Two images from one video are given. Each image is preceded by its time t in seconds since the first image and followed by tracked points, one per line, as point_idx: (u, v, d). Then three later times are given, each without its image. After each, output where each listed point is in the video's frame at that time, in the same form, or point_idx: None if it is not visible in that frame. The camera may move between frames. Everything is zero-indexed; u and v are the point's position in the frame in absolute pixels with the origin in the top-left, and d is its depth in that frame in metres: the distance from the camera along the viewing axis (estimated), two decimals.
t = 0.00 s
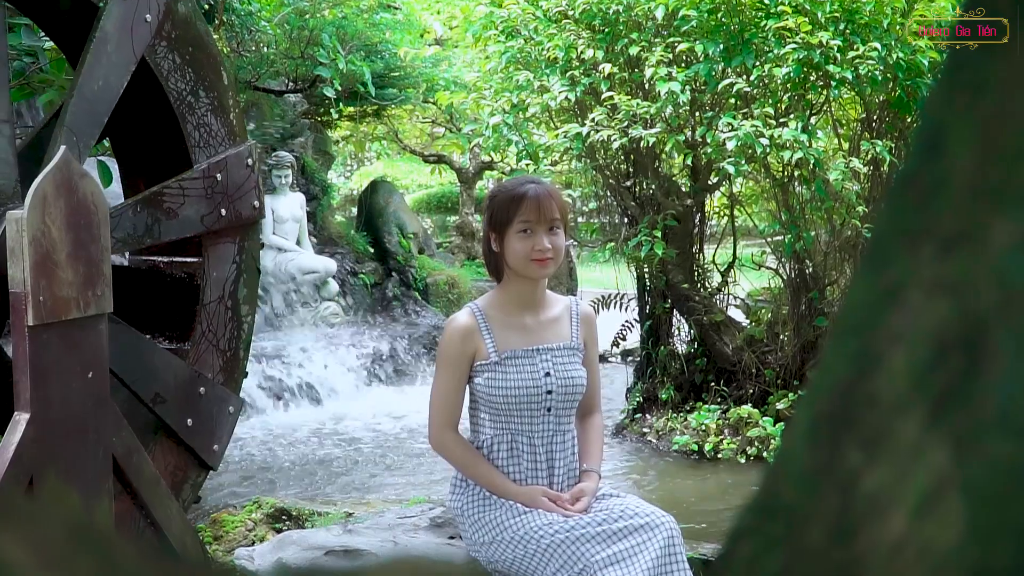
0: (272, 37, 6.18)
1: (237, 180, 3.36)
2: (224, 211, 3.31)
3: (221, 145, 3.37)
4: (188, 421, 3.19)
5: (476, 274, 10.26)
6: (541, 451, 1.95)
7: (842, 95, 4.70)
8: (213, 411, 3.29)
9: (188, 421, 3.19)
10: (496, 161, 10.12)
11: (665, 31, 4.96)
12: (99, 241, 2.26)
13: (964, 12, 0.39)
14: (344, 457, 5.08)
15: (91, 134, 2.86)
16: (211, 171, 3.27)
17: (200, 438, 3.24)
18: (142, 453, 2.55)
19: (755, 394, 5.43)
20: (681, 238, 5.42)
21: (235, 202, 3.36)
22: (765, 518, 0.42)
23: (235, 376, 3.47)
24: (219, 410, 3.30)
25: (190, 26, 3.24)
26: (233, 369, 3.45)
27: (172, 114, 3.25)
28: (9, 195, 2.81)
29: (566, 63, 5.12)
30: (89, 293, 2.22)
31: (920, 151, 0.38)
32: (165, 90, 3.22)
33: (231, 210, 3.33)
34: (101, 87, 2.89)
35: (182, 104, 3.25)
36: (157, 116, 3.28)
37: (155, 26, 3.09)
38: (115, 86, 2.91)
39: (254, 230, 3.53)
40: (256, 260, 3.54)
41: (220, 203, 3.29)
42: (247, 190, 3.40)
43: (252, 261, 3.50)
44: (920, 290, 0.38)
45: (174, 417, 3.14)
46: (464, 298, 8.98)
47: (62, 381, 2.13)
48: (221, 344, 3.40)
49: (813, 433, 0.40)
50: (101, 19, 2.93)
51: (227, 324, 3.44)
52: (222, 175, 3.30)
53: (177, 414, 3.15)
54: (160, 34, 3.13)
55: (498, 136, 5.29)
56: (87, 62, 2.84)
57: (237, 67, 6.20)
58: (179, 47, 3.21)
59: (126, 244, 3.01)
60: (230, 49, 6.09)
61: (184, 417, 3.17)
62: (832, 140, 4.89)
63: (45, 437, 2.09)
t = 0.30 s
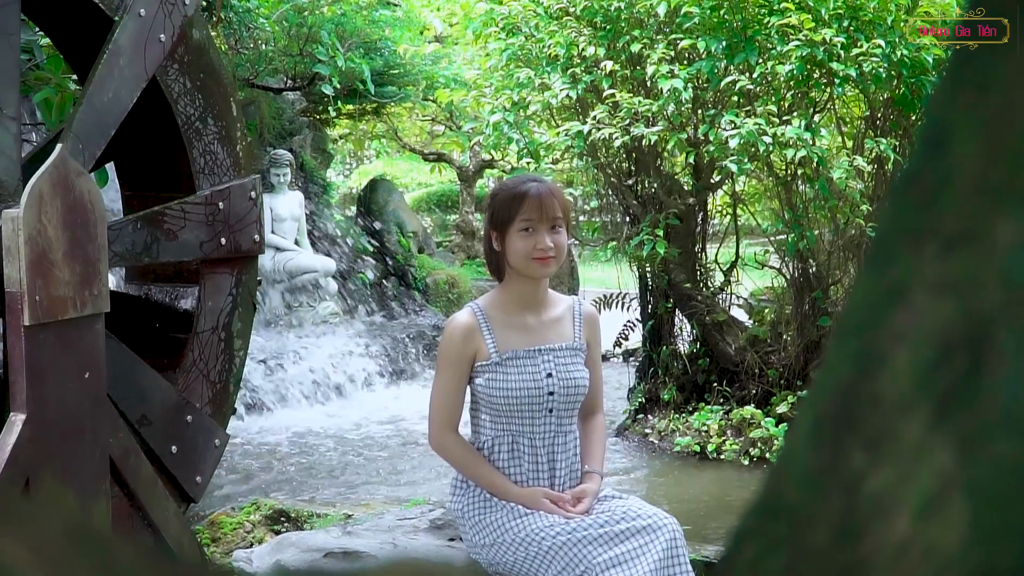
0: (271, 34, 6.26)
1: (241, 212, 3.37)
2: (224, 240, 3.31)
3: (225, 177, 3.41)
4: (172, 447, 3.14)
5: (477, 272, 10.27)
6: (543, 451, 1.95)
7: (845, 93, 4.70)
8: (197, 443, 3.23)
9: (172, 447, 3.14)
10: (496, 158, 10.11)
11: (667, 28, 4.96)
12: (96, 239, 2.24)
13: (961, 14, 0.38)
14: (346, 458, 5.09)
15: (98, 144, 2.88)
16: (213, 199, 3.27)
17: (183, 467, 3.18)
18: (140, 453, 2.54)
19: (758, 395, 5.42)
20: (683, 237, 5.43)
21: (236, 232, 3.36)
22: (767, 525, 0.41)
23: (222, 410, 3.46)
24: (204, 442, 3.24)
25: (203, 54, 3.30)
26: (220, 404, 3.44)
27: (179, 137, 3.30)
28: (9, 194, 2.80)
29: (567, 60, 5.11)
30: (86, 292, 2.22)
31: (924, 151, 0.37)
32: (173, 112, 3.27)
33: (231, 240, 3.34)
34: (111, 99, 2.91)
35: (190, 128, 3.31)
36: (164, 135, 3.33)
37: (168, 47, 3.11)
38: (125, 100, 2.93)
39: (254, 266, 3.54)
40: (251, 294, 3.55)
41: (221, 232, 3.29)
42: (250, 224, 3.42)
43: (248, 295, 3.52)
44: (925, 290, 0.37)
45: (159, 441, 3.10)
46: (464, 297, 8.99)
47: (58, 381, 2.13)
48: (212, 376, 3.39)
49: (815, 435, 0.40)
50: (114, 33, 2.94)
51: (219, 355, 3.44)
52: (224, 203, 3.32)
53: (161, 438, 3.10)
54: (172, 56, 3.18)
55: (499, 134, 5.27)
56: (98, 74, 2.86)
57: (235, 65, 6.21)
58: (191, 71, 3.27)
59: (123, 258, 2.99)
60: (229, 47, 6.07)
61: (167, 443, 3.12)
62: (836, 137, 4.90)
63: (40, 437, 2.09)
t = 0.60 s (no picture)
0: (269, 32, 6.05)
1: (240, 240, 3.39)
2: (221, 266, 3.34)
3: (226, 204, 3.40)
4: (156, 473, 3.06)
5: (477, 272, 10.28)
6: (544, 453, 1.95)
7: (849, 91, 4.70)
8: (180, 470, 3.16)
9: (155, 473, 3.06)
10: (496, 157, 10.10)
11: (669, 25, 4.95)
12: (92, 237, 2.25)
13: (966, 14, 0.40)
14: (347, 460, 5.08)
15: (101, 154, 2.94)
16: (212, 224, 3.30)
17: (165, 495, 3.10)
18: (136, 453, 2.55)
19: (761, 395, 5.40)
20: (685, 236, 5.44)
21: (234, 260, 3.39)
22: (772, 528, 0.42)
23: (210, 440, 3.41)
24: (188, 471, 3.18)
25: (213, 79, 3.33)
26: (208, 433, 3.39)
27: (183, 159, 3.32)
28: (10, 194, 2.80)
29: (568, 58, 5.10)
30: (82, 292, 2.22)
31: (931, 149, 0.38)
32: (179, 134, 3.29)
33: (229, 267, 3.36)
34: (117, 111, 2.96)
35: (194, 151, 3.33)
36: (168, 156, 3.35)
37: (177, 67, 3.17)
38: (130, 113, 2.98)
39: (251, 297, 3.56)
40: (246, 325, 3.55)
41: (219, 258, 3.32)
42: (250, 253, 3.44)
43: (243, 326, 3.53)
44: (929, 289, 0.38)
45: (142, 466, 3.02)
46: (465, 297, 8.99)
47: (55, 382, 2.13)
48: (201, 404, 3.37)
49: (820, 435, 0.40)
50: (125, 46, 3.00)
51: (209, 385, 3.41)
52: (223, 230, 3.33)
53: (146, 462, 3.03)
54: (181, 77, 3.21)
55: (499, 132, 5.32)
56: (106, 86, 2.93)
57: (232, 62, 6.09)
58: (199, 95, 3.30)
59: (120, 272, 3.06)
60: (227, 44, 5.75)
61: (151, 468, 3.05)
62: (839, 135, 4.87)
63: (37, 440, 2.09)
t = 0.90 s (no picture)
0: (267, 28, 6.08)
1: (237, 270, 3.46)
2: (216, 294, 3.39)
3: (224, 233, 3.49)
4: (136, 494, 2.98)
5: (476, 272, 10.27)
6: (544, 454, 1.94)
7: (853, 88, 4.69)
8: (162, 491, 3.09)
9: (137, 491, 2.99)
10: (496, 155, 10.08)
11: (671, 22, 4.94)
12: (88, 237, 2.25)
13: (966, 17, 0.40)
14: (348, 460, 5.08)
15: (105, 166, 3.01)
16: (211, 251, 3.37)
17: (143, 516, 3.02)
18: (132, 454, 2.55)
19: (764, 395, 5.40)
20: (687, 235, 5.40)
21: (230, 290, 3.46)
22: (774, 530, 0.42)
23: (192, 470, 3.38)
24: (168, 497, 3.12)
25: (219, 108, 3.45)
26: (191, 463, 3.37)
27: (185, 184, 3.40)
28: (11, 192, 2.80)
29: (569, 55, 5.09)
30: (78, 293, 2.21)
31: (934, 147, 0.38)
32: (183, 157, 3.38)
33: (223, 295, 3.42)
34: (125, 124, 3.05)
35: (196, 177, 3.41)
36: (171, 181, 3.43)
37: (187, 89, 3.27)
38: (137, 128, 3.08)
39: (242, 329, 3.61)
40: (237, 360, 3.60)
41: (215, 285, 3.37)
42: (246, 285, 3.52)
43: (235, 359, 3.58)
44: (933, 288, 0.38)
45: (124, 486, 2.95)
46: (464, 297, 8.98)
47: (51, 382, 2.12)
48: (186, 432, 3.36)
49: (823, 435, 0.40)
50: (135, 62, 3.11)
51: (196, 414, 3.43)
52: (221, 258, 3.40)
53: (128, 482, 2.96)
54: (190, 101, 3.32)
55: (499, 130, 5.31)
56: (115, 98, 3.03)
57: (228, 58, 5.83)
58: (205, 121, 3.40)
59: (114, 286, 3.08)
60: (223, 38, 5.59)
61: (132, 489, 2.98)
62: (844, 134, 4.91)
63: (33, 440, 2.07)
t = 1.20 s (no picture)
0: (265, 26, 5.97)
1: (233, 299, 3.33)
2: (210, 320, 3.30)
3: (223, 259, 3.43)
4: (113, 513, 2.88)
5: (476, 272, 10.26)
6: (544, 455, 1.94)
7: (856, 86, 4.67)
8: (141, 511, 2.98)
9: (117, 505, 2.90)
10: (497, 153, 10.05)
11: (673, 20, 4.94)
12: (86, 238, 2.23)
13: (969, 17, 0.43)
14: (347, 462, 5.07)
15: (107, 179, 3.01)
16: (207, 276, 3.28)
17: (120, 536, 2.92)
18: (129, 458, 2.55)
19: (766, 396, 5.40)
20: (689, 235, 5.39)
21: (225, 317, 3.34)
22: (781, 529, 0.45)
23: (177, 498, 3.29)
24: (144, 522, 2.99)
25: (225, 133, 3.41)
26: (176, 490, 3.28)
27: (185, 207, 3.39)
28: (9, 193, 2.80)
29: (570, 53, 5.09)
30: (75, 293, 2.20)
31: (936, 147, 0.40)
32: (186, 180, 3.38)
33: (218, 322, 3.32)
34: (128, 138, 3.05)
35: (197, 201, 3.39)
36: (173, 203, 3.43)
37: (193, 111, 3.25)
38: (140, 144, 3.08)
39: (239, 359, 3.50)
40: (229, 389, 3.49)
41: (209, 311, 3.29)
42: (243, 314, 3.37)
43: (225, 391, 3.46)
44: (937, 287, 0.40)
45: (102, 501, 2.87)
46: (464, 297, 8.98)
47: (47, 383, 2.12)
48: (171, 458, 3.27)
49: (826, 433, 0.43)
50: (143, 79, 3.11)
51: (183, 441, 3.34)
52: (217, 284, 3.29)
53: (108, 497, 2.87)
54: (194, 124, 3.29)
55: (499, 128, 5.32)
56: (121, 112, 3.03)
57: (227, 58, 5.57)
58: (210, 146, 3.38)
59: (108, 300, 3.14)
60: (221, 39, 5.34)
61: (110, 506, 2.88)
62: (847, 132, 4.89)
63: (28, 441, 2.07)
